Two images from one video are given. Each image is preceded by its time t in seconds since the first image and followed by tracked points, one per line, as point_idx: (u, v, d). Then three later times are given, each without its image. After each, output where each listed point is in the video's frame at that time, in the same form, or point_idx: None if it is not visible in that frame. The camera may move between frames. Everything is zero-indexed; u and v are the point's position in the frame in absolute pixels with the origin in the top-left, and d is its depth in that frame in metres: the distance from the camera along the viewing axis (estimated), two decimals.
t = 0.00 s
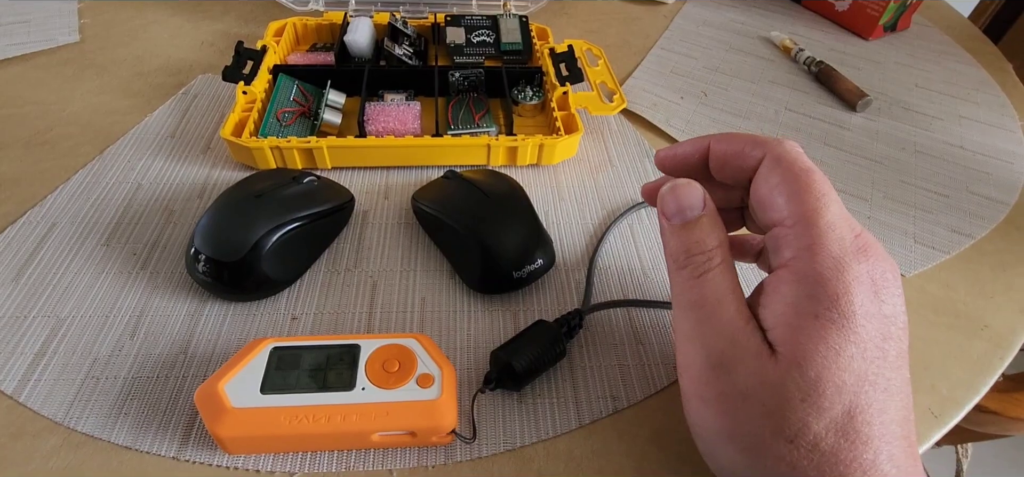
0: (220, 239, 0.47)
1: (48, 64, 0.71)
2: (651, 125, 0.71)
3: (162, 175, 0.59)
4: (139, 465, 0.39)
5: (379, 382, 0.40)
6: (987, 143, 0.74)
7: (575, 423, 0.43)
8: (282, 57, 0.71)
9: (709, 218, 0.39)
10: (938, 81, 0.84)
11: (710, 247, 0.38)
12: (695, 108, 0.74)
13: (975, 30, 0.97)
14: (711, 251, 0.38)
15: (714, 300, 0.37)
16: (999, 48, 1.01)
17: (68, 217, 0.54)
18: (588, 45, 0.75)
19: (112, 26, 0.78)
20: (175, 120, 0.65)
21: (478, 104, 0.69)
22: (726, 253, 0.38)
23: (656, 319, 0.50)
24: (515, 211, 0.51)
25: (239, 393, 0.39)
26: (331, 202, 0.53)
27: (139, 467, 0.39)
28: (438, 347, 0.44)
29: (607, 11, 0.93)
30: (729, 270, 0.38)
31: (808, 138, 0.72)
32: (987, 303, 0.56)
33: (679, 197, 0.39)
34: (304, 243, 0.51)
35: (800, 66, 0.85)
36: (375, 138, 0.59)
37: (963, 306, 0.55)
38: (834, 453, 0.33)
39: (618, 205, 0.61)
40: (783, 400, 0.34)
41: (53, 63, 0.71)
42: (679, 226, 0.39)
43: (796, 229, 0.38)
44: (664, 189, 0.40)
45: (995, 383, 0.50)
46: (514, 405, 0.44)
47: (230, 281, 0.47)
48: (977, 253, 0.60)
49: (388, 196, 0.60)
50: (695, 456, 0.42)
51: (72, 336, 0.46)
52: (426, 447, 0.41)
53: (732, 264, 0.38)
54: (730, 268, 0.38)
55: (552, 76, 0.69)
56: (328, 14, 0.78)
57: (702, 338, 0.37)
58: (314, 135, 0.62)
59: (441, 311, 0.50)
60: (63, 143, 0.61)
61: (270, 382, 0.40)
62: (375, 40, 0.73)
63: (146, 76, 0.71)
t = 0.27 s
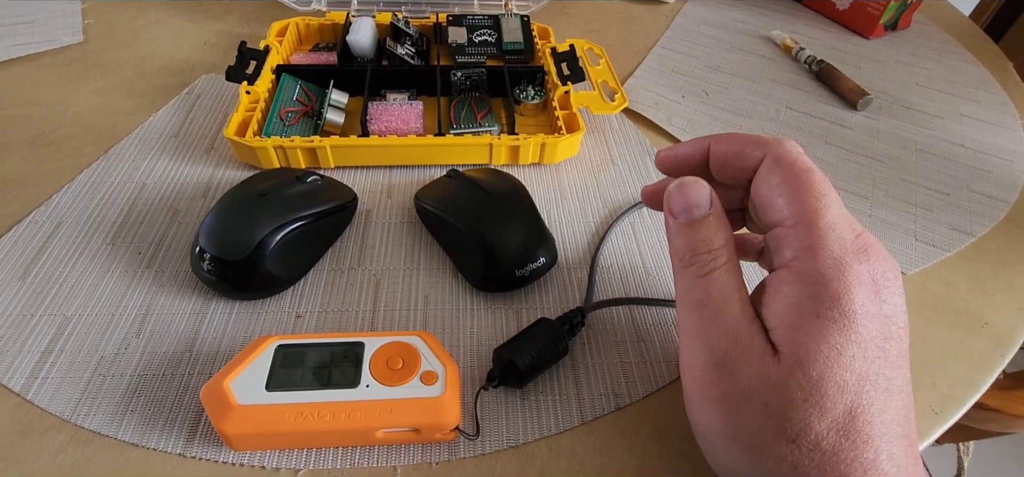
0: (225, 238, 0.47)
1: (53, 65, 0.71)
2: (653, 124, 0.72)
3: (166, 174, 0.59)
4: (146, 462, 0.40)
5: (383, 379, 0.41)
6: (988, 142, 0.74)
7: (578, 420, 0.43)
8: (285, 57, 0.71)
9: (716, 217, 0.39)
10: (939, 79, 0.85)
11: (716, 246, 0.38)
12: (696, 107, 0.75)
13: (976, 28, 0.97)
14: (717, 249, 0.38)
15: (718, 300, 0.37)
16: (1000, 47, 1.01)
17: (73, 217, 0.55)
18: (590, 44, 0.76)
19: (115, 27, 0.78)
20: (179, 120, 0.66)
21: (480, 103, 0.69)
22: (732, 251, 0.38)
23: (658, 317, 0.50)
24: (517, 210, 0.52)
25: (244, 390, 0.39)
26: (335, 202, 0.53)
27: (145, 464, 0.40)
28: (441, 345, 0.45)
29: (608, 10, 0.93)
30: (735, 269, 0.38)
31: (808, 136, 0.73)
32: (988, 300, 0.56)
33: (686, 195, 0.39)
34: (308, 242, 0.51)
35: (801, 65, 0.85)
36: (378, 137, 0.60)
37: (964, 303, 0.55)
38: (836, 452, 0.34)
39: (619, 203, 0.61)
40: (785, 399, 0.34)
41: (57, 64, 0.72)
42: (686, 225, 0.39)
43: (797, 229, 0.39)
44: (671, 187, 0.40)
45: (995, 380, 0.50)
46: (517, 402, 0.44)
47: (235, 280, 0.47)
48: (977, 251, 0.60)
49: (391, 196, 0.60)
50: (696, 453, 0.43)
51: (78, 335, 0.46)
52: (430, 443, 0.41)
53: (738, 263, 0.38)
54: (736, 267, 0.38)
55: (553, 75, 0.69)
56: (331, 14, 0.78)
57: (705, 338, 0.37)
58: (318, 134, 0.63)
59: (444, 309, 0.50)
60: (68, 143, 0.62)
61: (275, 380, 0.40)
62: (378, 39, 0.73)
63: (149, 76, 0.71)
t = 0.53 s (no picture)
0: (227, 239, 0.47)
1: (55, 66, 0.71)
2: (655, 125, 0.71)
3: (168, 176, 0.59)
4: (149, 464, 0.40)
5: (387, 381, 0.41)
6: (991, 141, 0.74)
7: (581, 421, 0.43)
8: (286, 58, 0.71)
9: (724, 217, 0.39)
10: (941, 79, 0.84)
11: (724, 245, 0.38)
12: (699, 108, 0.75)
13: (978, 28, 0.97)
14: (725, 249, 0.38)
15: (725, 300, 0.37)
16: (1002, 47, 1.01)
17: (76, 218, 0.55)
18: (592, 45, 0.76)
19: (117, 28, 0.78)
20: (181, 121, 0.66)
21: (482, 104, 0.69)
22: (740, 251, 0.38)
23: (661, 318, 0.50)
24: (519, 211, 0.52)
25: (248, 392, 0.39)
26: (337, 203, 0.53)
27: (148, 465, 0.40)
28: (444, 346, 0.45)
29: (610, 10, 0.93)
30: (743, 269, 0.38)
31: (811, 137, 0.72)
32: (991, 300, 0.56)
33: (694, 194, 0.39)
34: (311, 243, 0.51)
35: (803, 65, 0.85)
36: (380, 138, 0.60)
37: (967, 303, 0.55)
38: (842, 453, 0.34)
39: (622, 204, 0.61)
40: (792, 400, 0.34)
41: (59, 65, 0.72)
42: (694, 224, 0.39)
43: (802, 229, 0.39)
44: (679, 187, 0.40)
45: (999, 380, 0.50)
46: (521, 403, 0.44)
47: (237, 281, 0.47)
48: (980, 251, 0.60)
49: (394, 196, 0.60)
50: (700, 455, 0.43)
51: (81, 337, 0.46)
52: (434, 445, 0.41)
53: (746, 263, 0.38)
54: (744, 267, 0.38)
55: (556, 76, 0.69)
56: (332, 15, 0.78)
57: (712, 338, 0.37)
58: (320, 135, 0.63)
59: (447, 310, 0.50)
60: (70, 145, 0.62)
61: (278, 382, 0.40)
62: (379, 40, 0.73)
63: (151, 77, 0.71)
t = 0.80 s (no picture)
0: (228, 240, 0.47)
1: (56, 67, 0.71)
2: (655, 125, 0.71)
3: (169, 176, 0.59)
4: (151, 464, 0.40)
5: (388, 381, 0.41)
6: (991, 141, 0.74)
7: (582, 421, 0.43)
8: (287, 59, 0.71)
9: (728, 216, 0.39)
10: (942, 79, 0.84)
11: (728, 244, 0.38)
12: (699, 108, 0.75)
13: (978, 27, 0.97)
14: (729, 248, 0.38)
15: (729, 299, 0.37)
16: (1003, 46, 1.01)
17: (77, 219, 0.55)
18: (592, 45, 0.76)
19: (118, 29, 0.78)
20: (181, 122, 0.66)
21: (483, 104, 0.69)
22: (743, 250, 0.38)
23: (662, 317, 0.50)
24: (521, 211, 0.52)
25: (250, 392, 0.39)
26: (338, 203, 0.53)
27: (150, 466, 0.40)
28: (445, 346, 0.45)
29: (610, 10, 0.93)
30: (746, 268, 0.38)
31: (812, 136, 0.72)
32: (992, 300, 0.56)
33: (699, 193, 0.39)
34: (312, 243, 0.51)
35: (804, 65, 0.85)
36: (381, 138, 0.60)
37: (968, 303, 0.55)
38: (846, 452, 0.34)
39: (623, 204, 0.61)
40: (794, 400, 0.34)
41: (59, 66, 0.72)
42: (698, 223, 0.39)
43: (806, 229, 0.39)
44: (683, 186, 0.40)
45: (1000, 379, 0.50)
46: (522, 403, 0.44)
47: (238, 281, 0.47)
48: (981, 251, 0.60)
49: (394, 196, 0.60)
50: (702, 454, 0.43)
51: (82, 337, 0.46)
52: (436, 445, 0.41)
53: (749, 262, 0.38)
54: (748, 266, 0.38)
55: (556, 76, 0.69)
56: (333, 15, 0.78)
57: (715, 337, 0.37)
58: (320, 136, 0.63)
59: (448, 310, 0.50)
60: (71, 145, 0.62)
61: (280, 382, 0.40)
62: (380, 40, 0.73)
63: (152, 78, 0.71)
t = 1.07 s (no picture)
0: (230, 240, 0.47)
1: (57, 68, 0.72)
2: (656, 125, 0.72)
3: (170, 177, 0.60)
4: (153, 464, 0.40)
5: (390, 381, 0.41)
6: (991, 141, 0.74)
7: (583, 421, 0.43)
8: (288, 60, 0.71)
9: (729, 215, 0.39)
10: (941, 79, 0.85)
11: (729, 244, 0.39)
12: (699, 108, 0.75)
13: (977, 27, 0.97)
14: (730, 248, 0.38)
15: (730, 299, 0.37)
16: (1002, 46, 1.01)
17: (79, 219, 0.55)
18: (592, 46, 0.76)
19: (119, 30, 0.79)
20: (183, 123, 0.66)
21: (483, 104, 0.69)
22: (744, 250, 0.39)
23: (662, 317, 0.50)
24: (521, 211, 0.52)
25: (252, 392, 0.40)
26: (339, 203, 0.53)
27: (152, 466, 0.40)
28: (447, 346, 0.45)
29: (610, 11, 0.93)
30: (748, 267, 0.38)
31: (812, 136, 0.73)
32: (992, 300, 0.56)
33: (700, 193, 0.40)
34: (313, 244, 0.51)
35: (803, 65, 0.85)
36: (381, 139, 0.60)
37: (968, 302, 0.55)
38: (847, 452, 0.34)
39: (623, 204, 0.61)
40: (795, 400, 0.34)
41: (61, 67, 0.72)
42: (699, 223, 0.40)
43: (809, 230, 0.39)
44: (685, 186, 0.41)
45: (1000, 379, 0.50)
46: (523, 403, 0.44)
47: (240, 282, 0.47)
48: (981, 251, 0.60)
49: (395, 197, 0.60)
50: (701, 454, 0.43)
51: (84, 337, 0.46)
52: (437, 444, 0.41)
53: (750, 262, 0.38)
54: (749, 266, 0.38)
55: (556, 76, 0.69)
56: (333, 16, 0.78)
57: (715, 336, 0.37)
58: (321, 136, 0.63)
59: (449, 310, 0.50)
60: (73, 146, 0.62)
61: (282, 382, 0.40)
62: (380, 41, 0.73)
63: (153, 79, 0.71)
